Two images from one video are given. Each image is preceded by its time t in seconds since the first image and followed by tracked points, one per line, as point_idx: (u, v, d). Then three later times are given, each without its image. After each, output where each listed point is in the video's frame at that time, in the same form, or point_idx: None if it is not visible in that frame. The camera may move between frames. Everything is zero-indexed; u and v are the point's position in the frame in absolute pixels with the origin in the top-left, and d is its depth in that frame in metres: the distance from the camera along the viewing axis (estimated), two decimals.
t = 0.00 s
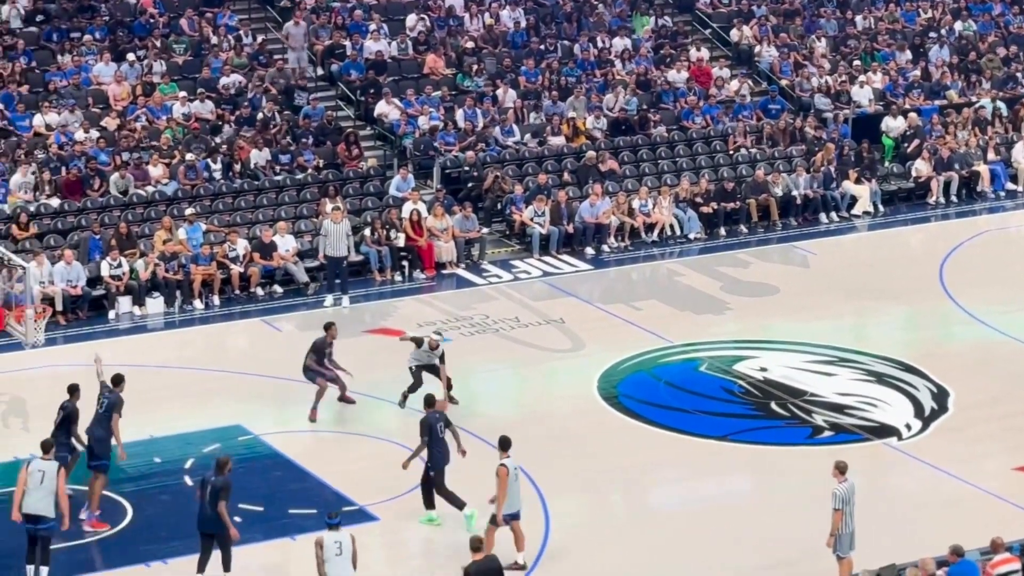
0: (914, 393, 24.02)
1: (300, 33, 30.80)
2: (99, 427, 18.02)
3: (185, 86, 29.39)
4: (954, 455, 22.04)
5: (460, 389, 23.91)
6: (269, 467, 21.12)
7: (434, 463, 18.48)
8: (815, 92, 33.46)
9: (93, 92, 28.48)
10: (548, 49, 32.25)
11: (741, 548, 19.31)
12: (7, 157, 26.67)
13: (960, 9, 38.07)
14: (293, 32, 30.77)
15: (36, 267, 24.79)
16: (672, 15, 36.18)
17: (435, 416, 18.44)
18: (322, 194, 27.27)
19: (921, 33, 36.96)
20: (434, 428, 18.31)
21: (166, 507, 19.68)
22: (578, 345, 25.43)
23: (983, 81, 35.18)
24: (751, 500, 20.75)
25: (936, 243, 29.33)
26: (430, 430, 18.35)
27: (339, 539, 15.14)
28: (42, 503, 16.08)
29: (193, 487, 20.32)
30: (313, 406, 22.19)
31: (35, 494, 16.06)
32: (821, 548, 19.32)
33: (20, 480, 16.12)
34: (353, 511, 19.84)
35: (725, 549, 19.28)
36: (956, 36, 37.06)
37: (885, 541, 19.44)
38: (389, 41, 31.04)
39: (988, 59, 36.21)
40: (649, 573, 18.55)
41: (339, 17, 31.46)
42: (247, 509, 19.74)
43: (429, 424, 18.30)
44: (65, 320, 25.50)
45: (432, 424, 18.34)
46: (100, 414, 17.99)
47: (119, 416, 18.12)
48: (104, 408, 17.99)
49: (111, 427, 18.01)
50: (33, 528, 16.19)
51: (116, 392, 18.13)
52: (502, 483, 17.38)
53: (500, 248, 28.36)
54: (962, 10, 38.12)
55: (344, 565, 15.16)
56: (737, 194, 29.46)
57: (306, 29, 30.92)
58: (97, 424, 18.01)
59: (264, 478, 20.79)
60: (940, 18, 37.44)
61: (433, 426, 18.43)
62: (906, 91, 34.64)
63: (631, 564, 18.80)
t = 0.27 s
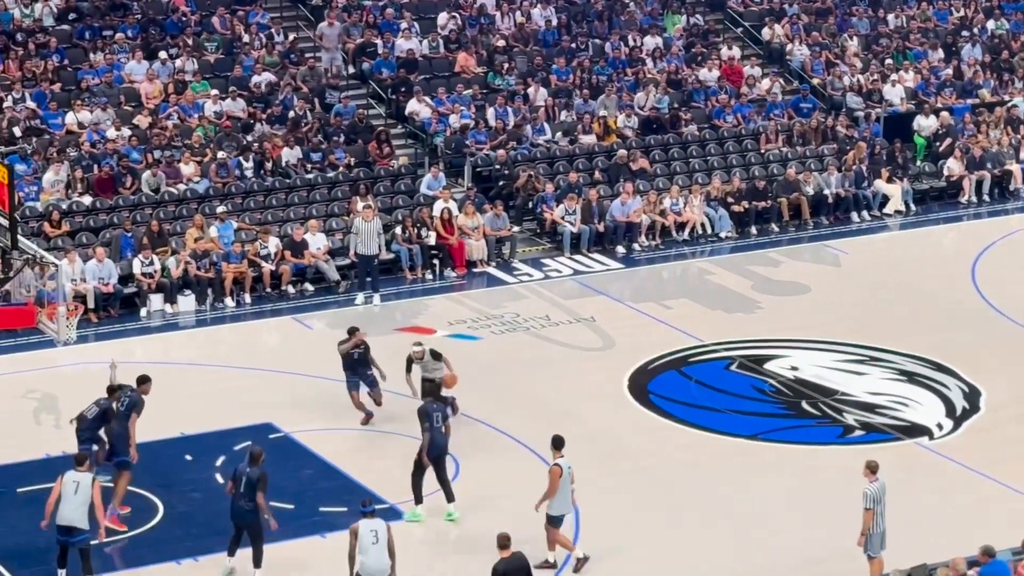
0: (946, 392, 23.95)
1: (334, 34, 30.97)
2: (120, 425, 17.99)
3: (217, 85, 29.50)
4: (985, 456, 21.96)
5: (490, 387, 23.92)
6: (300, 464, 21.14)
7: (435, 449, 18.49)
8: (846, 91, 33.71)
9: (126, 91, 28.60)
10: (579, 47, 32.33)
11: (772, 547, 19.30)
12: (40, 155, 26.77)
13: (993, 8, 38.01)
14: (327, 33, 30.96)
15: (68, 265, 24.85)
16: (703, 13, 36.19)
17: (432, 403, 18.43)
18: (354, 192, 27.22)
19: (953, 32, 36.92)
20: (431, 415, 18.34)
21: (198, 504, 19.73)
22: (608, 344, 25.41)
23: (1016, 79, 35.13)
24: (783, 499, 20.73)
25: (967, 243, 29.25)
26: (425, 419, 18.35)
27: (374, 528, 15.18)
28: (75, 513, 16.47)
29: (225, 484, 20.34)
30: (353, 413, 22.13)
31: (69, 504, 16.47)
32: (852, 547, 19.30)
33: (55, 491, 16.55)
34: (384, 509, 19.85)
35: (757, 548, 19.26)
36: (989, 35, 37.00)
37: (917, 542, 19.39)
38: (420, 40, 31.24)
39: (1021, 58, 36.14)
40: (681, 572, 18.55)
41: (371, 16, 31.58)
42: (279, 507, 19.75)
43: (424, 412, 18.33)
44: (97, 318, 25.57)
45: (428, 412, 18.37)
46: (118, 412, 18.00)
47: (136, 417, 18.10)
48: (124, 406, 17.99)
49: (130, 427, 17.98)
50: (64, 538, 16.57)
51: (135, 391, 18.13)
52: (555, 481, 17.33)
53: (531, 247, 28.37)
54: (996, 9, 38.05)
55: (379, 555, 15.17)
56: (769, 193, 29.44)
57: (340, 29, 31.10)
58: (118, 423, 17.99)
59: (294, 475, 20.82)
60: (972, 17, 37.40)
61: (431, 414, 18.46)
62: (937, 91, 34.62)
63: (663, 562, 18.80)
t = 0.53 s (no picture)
0: (973, 393, 23.87)
1: (366, 39, 30.89)
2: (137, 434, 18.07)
3: (244, 84, 29.58)
4: (1013, 457, 21.88)
5: (516, 386, 23.92)
6: (327, 463, 21.13)
7: (427, 450, 18.90)
8: (873, 90, 33.86)
9: (153, 90, 28.68)
10: (606, 46, 32.35)
11: (798, 547, 19.27)
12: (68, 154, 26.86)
13: (1022, 7, 37.93)
14: (358, 38, 30.86)
15: (95, 264, 24.89)
16: (729, 13, 36.36)
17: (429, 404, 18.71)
18: (380, 193, 27.21)
19: (981, 31, 36.84)
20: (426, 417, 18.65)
21: (224, 503, 19.74)
22: (634, 344, 25.38)
23: None
24: (808, 499, 20.69)
25: (994, 243, 29.16)
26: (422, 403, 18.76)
27: (405, 538, 15.05)
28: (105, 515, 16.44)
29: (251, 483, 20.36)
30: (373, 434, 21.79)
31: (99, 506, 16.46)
32: (877, 547, 19.27)
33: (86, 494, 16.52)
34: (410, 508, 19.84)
35: (782, 548, 19.24)
36: (1017, 34, 36.92)
37: (944, 543, 19.33)
38: (446, 40, 31.43)
39: None
40: (708, 571, 18.53)
41: (397, 15, 31.67)
42: (304, 505, 19.77)
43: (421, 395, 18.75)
44: (124, 317, 25.63)
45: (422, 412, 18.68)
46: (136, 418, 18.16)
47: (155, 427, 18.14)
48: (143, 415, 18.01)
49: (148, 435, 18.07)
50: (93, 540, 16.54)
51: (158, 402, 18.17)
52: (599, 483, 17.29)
53: (557, 247, 28.37)
54: None
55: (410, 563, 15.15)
56: (795, 193, 29.41)
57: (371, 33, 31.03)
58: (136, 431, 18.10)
59: (321, 474, 20.81)
60: (1000, 17, 37.34)
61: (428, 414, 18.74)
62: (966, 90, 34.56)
63: (690, 562, 18.77)
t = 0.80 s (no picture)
0: (995, 394, 23.82)
1: (391, 42, 30.89)
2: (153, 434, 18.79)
3: (265, 85, 29.63)
4: None
5: (536, 386, 23.92)
6: (347, 463, 21.14)
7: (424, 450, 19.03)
8: (895, 91, 33.79)
9: (174, 91, 28.73)
10: (627, 47, 32.34)
11: (819, 548, 19.24)
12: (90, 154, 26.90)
13: None
14: (385, 41, 30.87)
15: (117, 264, 24.93)
16: (751, 13, 36.38)
17: (427, 403, 19.01)
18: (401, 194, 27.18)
19: (1003, 32, 36.77)
20: (424, 415, 18.91)
21: (246, 503, 19.76)
22: (655, 344, 25.36)
23: None
24: (830, 499, 20.68)
25: (1016, 244, 29.09)
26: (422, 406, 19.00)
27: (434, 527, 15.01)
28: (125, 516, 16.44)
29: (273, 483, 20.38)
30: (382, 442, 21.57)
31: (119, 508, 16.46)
32: (899, 548, 19.24)
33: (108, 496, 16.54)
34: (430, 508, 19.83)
35: (804, 549, 19.21)
36: None
37: (967, 544, 19.29)
38: (467, 40, 31.44)
39: None
40: (729, 571, 18.51)
41: (418, 16, 31.71)
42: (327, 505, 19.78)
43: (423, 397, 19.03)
44: (146, 318, 25.68)
45: (421, 412, 18.95)
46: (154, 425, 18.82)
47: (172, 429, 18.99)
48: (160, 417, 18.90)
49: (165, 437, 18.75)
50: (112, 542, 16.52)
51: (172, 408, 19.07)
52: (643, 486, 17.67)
53: (578, 248, 28.38)
54: None
55: (438, 554, 15.10)
56: (817, 193, 29.40)
57: (398, 38, 30.98)
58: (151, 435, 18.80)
59: (341, 475, 20.81)
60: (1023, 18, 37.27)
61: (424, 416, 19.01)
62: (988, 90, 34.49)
63: (711, 561, 18.75)
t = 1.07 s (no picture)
0: (1012, 395, 23.79)
1: (411, 46, 30.89)
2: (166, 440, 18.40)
3: (282, 86, 29.69)
4: None
5: (551, 387, 23.93)
6: (363, 465, 21.15)
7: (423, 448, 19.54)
8: (911, 92, 33.83)
9: (191, 92, 28.79)
10: (643, 48, 32.36)
11: (836, 549, 19.23)
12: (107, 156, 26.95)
13: None
14: (403, 45, 30.86)
15: (134, 265, 24.96)
16: (768, 14, 36.47)
17: (425, 403, 19.40)
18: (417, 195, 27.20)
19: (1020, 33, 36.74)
20: (422, 416, 19.35)
21: (262, 504, 19.78)
22: (671, 345, 25.37)
23: None
24: (846, 500, 20.68)
25: None
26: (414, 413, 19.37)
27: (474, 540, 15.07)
28: (143, 518, 16.34)
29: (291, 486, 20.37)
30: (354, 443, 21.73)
31: (137, 510, 16.34)
32: (915, 550, 19.24)
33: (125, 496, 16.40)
34: (446, 510, 19.84)
35: (820, 550, 19.21)
36: None
37: (984, 546, 19.27)
38: (483, 41, 31.49)
39: None
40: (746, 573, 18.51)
41: (435, 17, 31.77)
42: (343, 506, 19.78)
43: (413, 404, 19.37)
44: (163, 319, 25.62)
45: (419, 412, 19.38)
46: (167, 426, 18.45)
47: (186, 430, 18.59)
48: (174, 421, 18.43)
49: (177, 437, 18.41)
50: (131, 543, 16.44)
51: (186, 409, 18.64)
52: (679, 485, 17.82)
53: (595, 249, 28.40)
54: None
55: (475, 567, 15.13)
56: (833, 195, 29.42)
57: (416, 41, 31.02)
58: (164, 440, 18.42)
59: (356, 477, 20.82)
60: None
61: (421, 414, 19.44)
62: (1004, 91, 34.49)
63: (727, 562, 18.76)
